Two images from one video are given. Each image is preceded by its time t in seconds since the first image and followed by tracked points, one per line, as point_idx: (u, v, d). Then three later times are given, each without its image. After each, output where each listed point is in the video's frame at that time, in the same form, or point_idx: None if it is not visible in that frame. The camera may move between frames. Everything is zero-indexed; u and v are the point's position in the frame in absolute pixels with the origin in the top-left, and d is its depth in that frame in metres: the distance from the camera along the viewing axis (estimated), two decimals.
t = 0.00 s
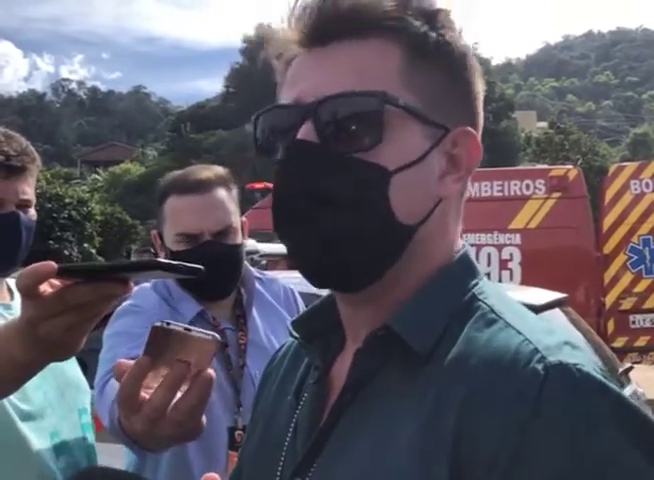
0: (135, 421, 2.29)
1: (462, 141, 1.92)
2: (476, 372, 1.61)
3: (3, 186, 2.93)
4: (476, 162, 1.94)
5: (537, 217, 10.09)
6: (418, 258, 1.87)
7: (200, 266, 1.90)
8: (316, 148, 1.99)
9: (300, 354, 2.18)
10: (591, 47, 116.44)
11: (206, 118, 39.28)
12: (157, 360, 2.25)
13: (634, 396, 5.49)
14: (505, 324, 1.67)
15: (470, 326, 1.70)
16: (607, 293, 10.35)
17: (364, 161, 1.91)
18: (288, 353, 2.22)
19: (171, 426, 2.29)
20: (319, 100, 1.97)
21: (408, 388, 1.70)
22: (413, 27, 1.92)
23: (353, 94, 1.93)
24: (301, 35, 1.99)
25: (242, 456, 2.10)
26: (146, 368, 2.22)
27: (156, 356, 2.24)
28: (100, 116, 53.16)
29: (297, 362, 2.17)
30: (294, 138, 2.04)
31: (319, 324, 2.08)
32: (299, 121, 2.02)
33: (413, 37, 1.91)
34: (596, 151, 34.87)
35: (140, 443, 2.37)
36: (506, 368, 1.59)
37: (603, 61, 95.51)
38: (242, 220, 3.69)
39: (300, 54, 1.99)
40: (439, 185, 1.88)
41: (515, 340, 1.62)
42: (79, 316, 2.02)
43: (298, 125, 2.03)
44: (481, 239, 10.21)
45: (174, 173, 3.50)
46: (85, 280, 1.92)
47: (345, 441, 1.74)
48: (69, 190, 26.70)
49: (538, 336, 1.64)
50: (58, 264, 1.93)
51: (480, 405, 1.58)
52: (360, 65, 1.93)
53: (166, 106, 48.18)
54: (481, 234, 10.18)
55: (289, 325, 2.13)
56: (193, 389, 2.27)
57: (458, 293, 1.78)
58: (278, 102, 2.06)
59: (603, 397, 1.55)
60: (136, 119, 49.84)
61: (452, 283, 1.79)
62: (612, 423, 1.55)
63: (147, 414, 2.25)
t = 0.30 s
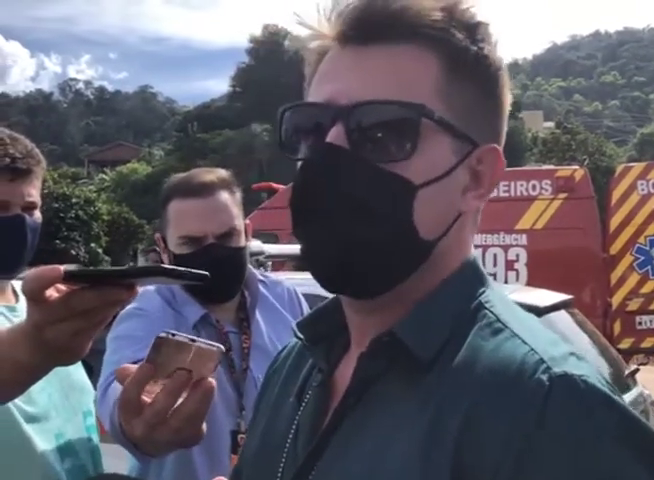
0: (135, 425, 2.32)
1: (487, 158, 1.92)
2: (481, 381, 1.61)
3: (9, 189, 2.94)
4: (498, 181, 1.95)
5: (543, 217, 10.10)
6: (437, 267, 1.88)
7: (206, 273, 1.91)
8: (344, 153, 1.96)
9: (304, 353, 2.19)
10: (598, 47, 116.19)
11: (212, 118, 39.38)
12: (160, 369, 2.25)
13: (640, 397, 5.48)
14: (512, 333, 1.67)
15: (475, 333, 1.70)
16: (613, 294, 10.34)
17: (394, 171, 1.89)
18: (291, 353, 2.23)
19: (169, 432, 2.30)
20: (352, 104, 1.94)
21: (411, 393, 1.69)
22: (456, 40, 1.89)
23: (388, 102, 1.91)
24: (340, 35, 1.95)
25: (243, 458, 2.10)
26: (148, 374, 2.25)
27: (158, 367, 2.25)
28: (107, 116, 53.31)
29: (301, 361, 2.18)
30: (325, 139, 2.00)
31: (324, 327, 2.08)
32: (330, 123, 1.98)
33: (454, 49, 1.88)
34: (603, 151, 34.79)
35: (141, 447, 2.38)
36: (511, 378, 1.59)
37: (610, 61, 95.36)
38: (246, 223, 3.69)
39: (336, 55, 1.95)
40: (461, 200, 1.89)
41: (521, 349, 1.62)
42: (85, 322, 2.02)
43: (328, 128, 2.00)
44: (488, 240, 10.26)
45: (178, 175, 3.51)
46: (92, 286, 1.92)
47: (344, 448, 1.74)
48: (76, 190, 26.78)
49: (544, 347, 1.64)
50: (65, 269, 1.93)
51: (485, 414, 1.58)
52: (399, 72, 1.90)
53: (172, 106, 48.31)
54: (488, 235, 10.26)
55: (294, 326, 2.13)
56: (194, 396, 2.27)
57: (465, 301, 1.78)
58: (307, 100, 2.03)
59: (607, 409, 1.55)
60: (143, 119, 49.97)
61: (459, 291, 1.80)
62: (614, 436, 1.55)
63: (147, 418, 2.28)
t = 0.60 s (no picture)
0: (134, 424, 2.27)
1: (494, 162, 1.89)
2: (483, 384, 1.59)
3: (8, 189, 2.94)
4: (505, 185, 1.92)
5: (549, 216, 10.10)
6: (441, 269, 1.85)
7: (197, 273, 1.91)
8: (351, 158, 1.91)
9: (302, 352, 2.14)
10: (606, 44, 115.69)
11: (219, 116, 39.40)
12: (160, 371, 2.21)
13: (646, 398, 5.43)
14: (514, 336, 1.65)
15: (477, 335, 1.68)
16: (620, 293, 10.23)
17: (401, 177, 1.85)
18: (289, 352, 2.17)
19: (169, 431, 2.25)
20: (359, 106, 1.89)
21: (410, 393, 1.67)
22: (466, 42, 1.85)
23: (396, 105, 1.86)
24: (348, 37, 1.91)
25: (237, 460, 2.06)
26: (151, 376, 2.20)
27: (159, 369, 2.20)
28: (114, 114, 53.40)
29: (299, 360, 2.12)
30: (331, 143, 1.95)
31: (323, 325, 2.03)
32: (337, 125, 1.92)
33: (464, 53, 1.84)
34: (610, 148, 34.59)
35: (140, 446, 2.35)
36: (513, 381, 1.57)
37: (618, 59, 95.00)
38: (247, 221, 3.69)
39: (343, 56, 1.90)
40: (467, 205, 1.86)
41: (524, 353, 1.60)
42: (77, 323, 2.02)
43: (334, 131, 1.94)
44: (494, 238, 10.26)
45: (178, 174, 3.50)
46: (84, 287, 1.92)
47: (339, 448, 1.71)
48: (82, 188, 26.80)
49: (547, 350, 1.62)
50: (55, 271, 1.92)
51: (486, 418, 1.56)
52: (409, 75, 1.85)
53: (179, 104, 48.35)
54: (495, 233, 10.28)
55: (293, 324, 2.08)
56: (195, 397, 2.23)
57: (467, 303, 1.75)
58: (310, 101, 1.98)
59: (611, 413, 1.53)
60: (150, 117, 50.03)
61: (462, 294, 1.76)
62: (617, 441, 1.52)
63: (147, 417, 2.24)
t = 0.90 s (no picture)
0: (131, 418, 2.23)
1: (498, 156, 1.85)
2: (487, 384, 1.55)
3: (5, 187, 2.92)
4: (508, 180, 1.88)
5: (555, 213, 10.10)
6: (444, 265, 1.81)
7: (191, 270, 1.94)
8: (352, 157, 1.87)
9: (303, 351, 2.09)
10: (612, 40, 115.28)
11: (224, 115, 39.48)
12: (159, 361, 2.14)
13: None
14: (520, 335, 1.61)
15: (482, 334, 1.64)
16: (626, 289, 10.04)
17: (402, 176, 1.81)
18: (290, 351, 2.13)
19: (166, 425, 2.22)
20: (358, 104, 1.85)
21: (414, 393, 1.63)
22: (466, 34, 1.81)
23: (396, 101, 1.82)
24: (344, 32, 1.87)
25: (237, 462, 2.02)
26: (149, 367, 2.14)
27: (158, 359, 2.14)
28: (120, 114, 53.46)
29: (300, 359, 2.08)
30: (330, 143, 1.91)
31: (324, 322, 1.99)
32: (336, 125, 1.89)
33: (463, 46, 1.81)
34: (617, 145, 34.42)
35: (138, 441, 2.31)
36: (520, 381, 1.53)
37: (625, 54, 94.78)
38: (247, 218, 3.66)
39: (339, 52, 1.86)
40: (470, 201, 1.82)
41: (530, 352, 1.57)
42: (70, 321, 2.02)
43: (333, 130, 1.90)
44: (499, 234, 10.22)
45: (177, 171, 3.48)
46: (76, 285, 1.92)
47: (339, 449, 1.67)
48: (88, 187, 26.82)
49: (553, 350, 1.58)
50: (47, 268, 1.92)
51: (491, 418, 1.53)
52: (408, 70, 1.81)
53: (185, 103, 48.39)
54: (500, 229, 10.23)
55: (294, 322, 2.04)
56: (195, 389, 2.19)
57: (471, 302, 1.71)
58: (308, 99, 1.94)
59: (619, 414, 1.50)
60: (156, 116, 50.09)
61: (467, 293, 1.72)
62: (625, 441, 1.49)
63: (145, 411, 2.20)
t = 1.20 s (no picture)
0: (131, 415, 2.16)
1: (500, 149, 1.81)
2: (494, 385, 1.52)
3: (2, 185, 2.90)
4: (512, 173, 1.84)
5: (556, 209, 10.05)
6: (447, 261, 1.77)
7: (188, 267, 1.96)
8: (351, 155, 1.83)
9: (305, 351, 2.06)
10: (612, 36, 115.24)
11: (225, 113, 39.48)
12: (159, 356, 2.09)
13: None
14: (526, 334, 1.58)
15: (487, 333, 1.61)
16: (628, 285, 10.01)
17: (402, 173, 1.78)
18: (293, 351, 2.09)
19: (166, 423, 2.17)
20: (356, 100, 1.82)
21: (419, 394, 1.59)
22: (464, 25, 1.78)
23: (395, 96, 1.79)
24: (340, 26, 1.84)
25: (239, 463, 1.99)
26: (149, 362, 2.07)
27: (158, 354, 2.08)
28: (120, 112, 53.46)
29: (303, 359, 2.05)
30: (330, 142, 1.88)
31: (326, 322, 1.96)
32: (335, 122, 1.85)
33: (462, 38, 1.78)
34: (617, 141, 34.39)
35: (137, 439, 2.26)
36: (527, 382, 1.50)
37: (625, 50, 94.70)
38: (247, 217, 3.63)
39: (336, 47, 1.83)
40: (473, 196, 1.78)
41: (537, 352, 1.53)
42: (66, 318, 1.99)
43: (332, 128, 1.87)
44: (500, 231, 10.15)
45: (174, 169, 3.44)
46: (72, 281, 1.89)
47: (341, 451, 1.64)
48: (89, 186, 26.83)
49: (561, 349, 1.55)
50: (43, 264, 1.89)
51: (498, 420, 1.49)
52: (406, 64, 1.77)
53: (185, 101, 48.39)
54: (501, 226, 10.18)
55: (296, 322, 2.00)
56: (196, 383, 2.13)
57: (476, 302, 1.67)
58: (306, 97, 1.91)
59: (629, 414, 1.46)
60: (156, 114, 50.10)
61: (472, 291, 1.69)
62: (637, 442, 1.45)
63: (146, 407, 2.14)
